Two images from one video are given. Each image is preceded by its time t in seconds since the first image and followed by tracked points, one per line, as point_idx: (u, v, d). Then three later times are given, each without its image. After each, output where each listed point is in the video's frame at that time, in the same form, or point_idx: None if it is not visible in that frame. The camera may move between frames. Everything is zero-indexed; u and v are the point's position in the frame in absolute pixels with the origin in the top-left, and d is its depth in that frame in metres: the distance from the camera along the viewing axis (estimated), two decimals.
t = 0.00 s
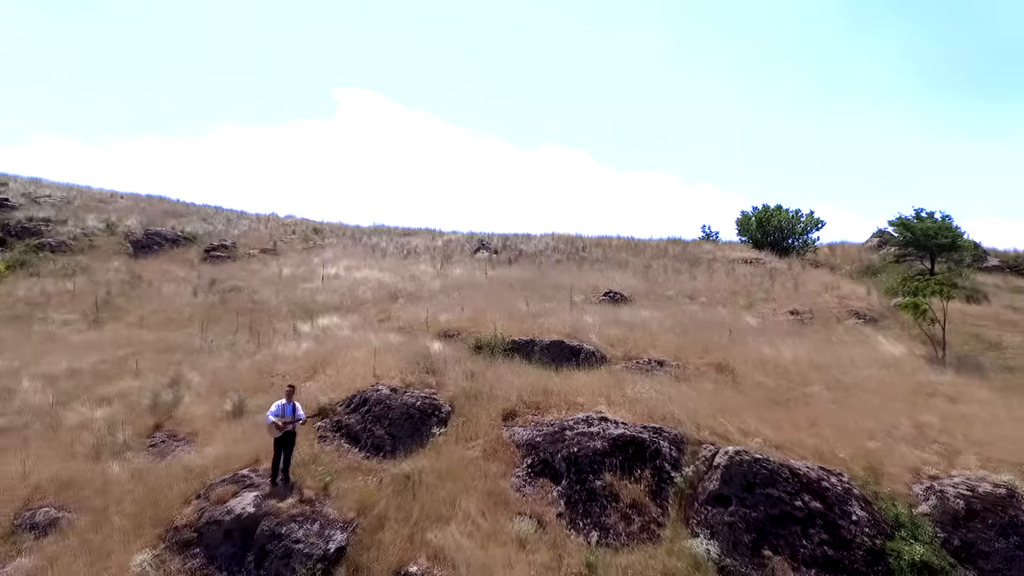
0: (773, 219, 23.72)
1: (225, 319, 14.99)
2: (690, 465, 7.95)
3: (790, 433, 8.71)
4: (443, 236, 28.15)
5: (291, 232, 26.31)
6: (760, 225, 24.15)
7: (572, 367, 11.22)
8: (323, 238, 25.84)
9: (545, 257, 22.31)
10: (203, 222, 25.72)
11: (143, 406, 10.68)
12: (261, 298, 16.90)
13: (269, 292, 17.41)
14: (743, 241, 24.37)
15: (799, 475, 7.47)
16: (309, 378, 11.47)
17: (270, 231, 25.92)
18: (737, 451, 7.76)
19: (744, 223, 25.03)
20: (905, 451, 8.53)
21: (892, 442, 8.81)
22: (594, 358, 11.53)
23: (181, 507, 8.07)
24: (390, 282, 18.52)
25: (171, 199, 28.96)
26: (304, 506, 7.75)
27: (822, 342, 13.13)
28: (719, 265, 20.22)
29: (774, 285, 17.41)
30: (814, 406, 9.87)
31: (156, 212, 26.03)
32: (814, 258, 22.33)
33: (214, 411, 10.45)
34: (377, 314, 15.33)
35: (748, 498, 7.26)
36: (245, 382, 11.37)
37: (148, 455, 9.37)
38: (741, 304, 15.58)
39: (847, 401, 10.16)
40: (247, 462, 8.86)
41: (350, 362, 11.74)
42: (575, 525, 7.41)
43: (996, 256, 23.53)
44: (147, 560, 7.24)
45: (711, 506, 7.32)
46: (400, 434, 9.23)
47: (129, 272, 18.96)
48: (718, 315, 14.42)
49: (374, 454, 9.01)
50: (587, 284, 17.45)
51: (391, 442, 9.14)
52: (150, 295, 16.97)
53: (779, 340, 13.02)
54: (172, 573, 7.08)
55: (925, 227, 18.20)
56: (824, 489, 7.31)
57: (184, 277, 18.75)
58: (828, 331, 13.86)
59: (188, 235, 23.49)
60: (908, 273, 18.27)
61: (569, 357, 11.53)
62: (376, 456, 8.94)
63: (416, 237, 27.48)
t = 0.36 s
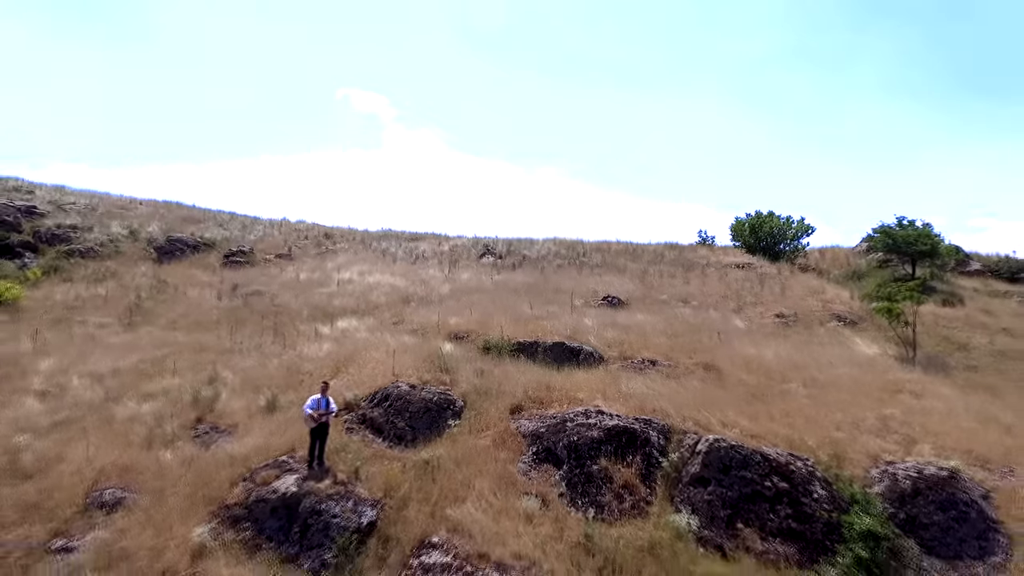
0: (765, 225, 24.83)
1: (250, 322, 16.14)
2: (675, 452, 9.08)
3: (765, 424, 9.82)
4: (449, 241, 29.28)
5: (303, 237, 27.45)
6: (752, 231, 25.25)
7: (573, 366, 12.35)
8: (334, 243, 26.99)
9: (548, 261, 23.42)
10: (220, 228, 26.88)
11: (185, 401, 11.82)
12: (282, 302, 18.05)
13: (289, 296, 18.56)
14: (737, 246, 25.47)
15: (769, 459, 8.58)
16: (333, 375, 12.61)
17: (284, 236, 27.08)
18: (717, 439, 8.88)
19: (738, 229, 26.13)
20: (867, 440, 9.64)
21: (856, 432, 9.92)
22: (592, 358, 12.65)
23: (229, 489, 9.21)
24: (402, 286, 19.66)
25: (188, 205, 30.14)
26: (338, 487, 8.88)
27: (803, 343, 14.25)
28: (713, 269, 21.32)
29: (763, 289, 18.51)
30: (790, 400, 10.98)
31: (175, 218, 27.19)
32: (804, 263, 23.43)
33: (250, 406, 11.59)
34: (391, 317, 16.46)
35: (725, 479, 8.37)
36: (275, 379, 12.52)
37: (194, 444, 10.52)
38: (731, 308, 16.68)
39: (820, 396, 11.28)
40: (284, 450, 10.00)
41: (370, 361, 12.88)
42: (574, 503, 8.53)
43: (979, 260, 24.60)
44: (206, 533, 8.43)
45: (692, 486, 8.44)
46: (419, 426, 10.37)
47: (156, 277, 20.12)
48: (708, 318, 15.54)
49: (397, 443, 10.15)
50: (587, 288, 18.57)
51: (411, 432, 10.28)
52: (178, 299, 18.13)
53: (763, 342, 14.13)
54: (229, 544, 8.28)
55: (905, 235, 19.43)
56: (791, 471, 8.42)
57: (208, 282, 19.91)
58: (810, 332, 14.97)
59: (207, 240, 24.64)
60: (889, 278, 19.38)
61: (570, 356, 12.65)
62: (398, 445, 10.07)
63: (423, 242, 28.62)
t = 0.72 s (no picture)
0: (756, 231, 26.05)
1: (274, 323, 17.44)
2: (661, 439, 10.36)
3: (742, 415, 11.09)
4: (455, 245, 30.54)
5: (316, 242, 28.73)
6: (744, 236, 26.48)
7: (572, 364, 13.61)
8: (345, 247, 28.27)
9: (549, 266, 24.67)
10: (236, 233, 28.18)
11: (222, 396, 13.12)
12: (301, 304, 19.34)
13: (307, 299, 19.84)
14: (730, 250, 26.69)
15: (742, 444, 9.86)
16: (354, 372, 13.89)
17: (297, 241, 28.36)
18: (697, 427, 10.18)
19: (731, 234, 27.36)
20: (831, 429, 10.91)
21: (823, 422, 11.18)
22: (590, 356, 13.92)
23: (269, 471, 10.50)
24: (412, 290, 20.93)
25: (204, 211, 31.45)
26: (366, 469, 10.21)
27: (784, 342, 15.50)
28: (705, 273, 22.55)
29: (751, 292, 19.76)
30: (766, 394, 12.24)
31: (193, 224, 28.51)
32: (793, 267, 24.65)
33: (281, 399, 12.89)
34: (404, 319, 17.74)
35: (703, 461, 9.65)
36: (302, 376, 13.81)
37: (234, 433, 11.81)
38: (719, 310, 17.93)
39: (794, 390, 12.53)
40: (315, 437, 11.29)
41: (387, 359, 14.16)
42: (572, 481, 9.77)
43: (961, 263, 25.80)
44: (253, 508, 9.73)
45: (675, 467, 9.71)
46: (435, 417, 11.64)
47: (181, 281, 21.43)
48: (698, 320, 16.80)
49: (415, 432, 11.41)
50: (586, 291, 19.82)
51: (427, 422, 11.56)
52: (204, 302, 19.43)
53: (747, 342, 15.39)
54: (274, 517, 9.56)
55: (885, 241, 20.74)
56: (761, 454, 9.70)
57: (230, 286, 21.21)
58: (791, 333, 16.21)
59: (225, 245, 25.93)
60: (870, 282, 20.65)
61: (569, 355, 13.92)
62: (416, 433, 11.34)
63: (430, 246, 29.87)
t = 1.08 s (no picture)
0: (747, 235, 27.39)
1: (295, 323, 18.81)
2: (649, 424, 11.74)
3: (722, 404, 12.44)
4: (460, 248, 31.89)
5: (328, 245, 30.12)
6: (736, 240, 27.82)
7: (571, 359, 14.97)
8: (356, 251, 29.64)
9: (551, 268, 26.01)
10: (252, 237, 29.56)
11: (254, 389, 14.51)
12: (318, 305, 20.71)
13: (324, 300, 21.22)
14: (723, 253, 28.02)
15: (720, 428, 11.22)
16: (372, 367, 15.26)
17: (310, 245, 29.74)
18: (681, 414, 11.55)
19: (723, 237, 28.69)
20: (801, 416, 12.26)
21: (794, 410, 12.52)
22: (587, 352, 15.27)
23: (303, 454, 11.88)
24: (421, 291, 22.30)
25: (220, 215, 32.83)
26: (389, 450, 11.60)
27: (766, 340, 16.84)
28: (698, 276, 23.88)
29: (740, 294, 21.08)
30: (745, 386, 13.59)
31: (211, 228, 29.90)
32: (781, 270, 25.99)
33: (307, 391, 14.27)
34: (415, 319, 19.11)
35: (685, 443, 11.00)
36: (325, 371, 15.19)
37: (268, 421, 13.19)
38: (709, 311, 19.27)
39: (771, 383, 13.87)
40: (342, 424, 12.66)
41: (402, 356, 15.52)
42: (570, 461, 11.10)
43: (942, 266, 27.14)
44: (291, 484, 11.11)
45: (661, 449, 11.06)
46: (448, 406, 12.99)
47: (204, 283, 22.81)
48: (688, 320, 18.15)
49: (430, 419, 12.77)
50: (585, 293, 21.17)
51: (441, 411, 12.91)
52: (228, 303, 20.82)
53: (732, 339, 16.74)
54: (309, 492, 10.93)
55: (865, 245, 22.20)
56: (736, 437, 11.06)
57: (251, 288, 22.59)
58: (774, 331, 17.54)
59: (243, 249, 27.31)
60: (851, 285, 21.98)
61: (569, 351, 15.28)
62: (431, 420, 12.69)
63: (436, 249, 31.24)
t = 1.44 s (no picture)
0: (738, 238, 28.80)
1: (314, 321, 20.28)
2: (638, 410, 13.19)
3: (704, 392, 13.89)
4: (464, 250, 33.33)
5: (339, 247, 31.57)
6: (728, 242, 29.23)
7: (569, 353, 16.41)
8: (366, 253, 31.08)
9: (551, 270, 27.44)
10: (267, 240, 31.02)
11: (281, 380, 15.99)
12: (334, 305, 22.17)
13: (339, 300, 22.68)
14: (715, 255, 29.43)
15: (701, 413, 12.67)
16: (388, 361, 16.72)
17: (322, 247, 31.19)
18: (666, 402, 13.00)
19: (716, 240, 30.10)
20: (775, 403, 13.70)
21: (769, 398, 13.96)
22: (584, 347, 16.71)
23: (330, 437, 13.35)
24: (430, 292, 23.75)
25: (235, 219, 34.30)
26: (407, 433, 13.05)
27: (750, 336, 18.27)
28: (690, 277, 25.30)
29: (729, 294, 22.51)
30: (727, 377, 15.03)
31: (228, 231, 31.38)
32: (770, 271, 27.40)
33: (330, 382, 15.73)
34: (425, 317, 20.56)
35: (670, 426, 12.44)
36: (345, 364, 16.65)
37: (296, 409, 14.66)
38: (698, 310, 20.69)
39: (750, 374, 15.31)
40: (363, 411, 14.12)
41: (415, 350, 16.98)
42: (568, 442, 12.53)
43: (924, 267, 28.56)
44: (321, 462, 12.59)
45: (648, 431, 12.49)
46: (458, 395, 14.44)
47: (226, 284, 24.29)
48: (678, 318, 19.58)
49: (442, 407, 14.21)
50: (583, 293, 22.60)
51: (452, 399, 14.36)
52: (250, 303, 22.29)
53: (718, 336, 18.17)
54: (337, 469, 12.40)
55: (846, 249, 23.70)
56: (715, 421, 12.51)
57: (270, 288, 24.07)
58: (757, 328, 18.97)
59: (260, 251, 28.77)
60: (833, 285, 23.39)
61: (567, 346, 16.72)
62: (443, 408, 14.14)
63: (442, 251, 32.68)
